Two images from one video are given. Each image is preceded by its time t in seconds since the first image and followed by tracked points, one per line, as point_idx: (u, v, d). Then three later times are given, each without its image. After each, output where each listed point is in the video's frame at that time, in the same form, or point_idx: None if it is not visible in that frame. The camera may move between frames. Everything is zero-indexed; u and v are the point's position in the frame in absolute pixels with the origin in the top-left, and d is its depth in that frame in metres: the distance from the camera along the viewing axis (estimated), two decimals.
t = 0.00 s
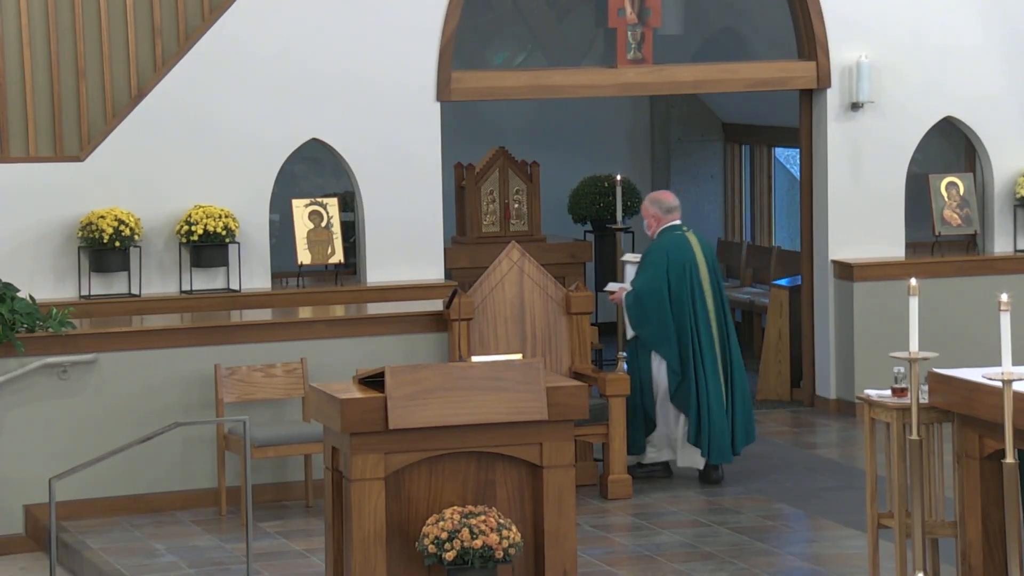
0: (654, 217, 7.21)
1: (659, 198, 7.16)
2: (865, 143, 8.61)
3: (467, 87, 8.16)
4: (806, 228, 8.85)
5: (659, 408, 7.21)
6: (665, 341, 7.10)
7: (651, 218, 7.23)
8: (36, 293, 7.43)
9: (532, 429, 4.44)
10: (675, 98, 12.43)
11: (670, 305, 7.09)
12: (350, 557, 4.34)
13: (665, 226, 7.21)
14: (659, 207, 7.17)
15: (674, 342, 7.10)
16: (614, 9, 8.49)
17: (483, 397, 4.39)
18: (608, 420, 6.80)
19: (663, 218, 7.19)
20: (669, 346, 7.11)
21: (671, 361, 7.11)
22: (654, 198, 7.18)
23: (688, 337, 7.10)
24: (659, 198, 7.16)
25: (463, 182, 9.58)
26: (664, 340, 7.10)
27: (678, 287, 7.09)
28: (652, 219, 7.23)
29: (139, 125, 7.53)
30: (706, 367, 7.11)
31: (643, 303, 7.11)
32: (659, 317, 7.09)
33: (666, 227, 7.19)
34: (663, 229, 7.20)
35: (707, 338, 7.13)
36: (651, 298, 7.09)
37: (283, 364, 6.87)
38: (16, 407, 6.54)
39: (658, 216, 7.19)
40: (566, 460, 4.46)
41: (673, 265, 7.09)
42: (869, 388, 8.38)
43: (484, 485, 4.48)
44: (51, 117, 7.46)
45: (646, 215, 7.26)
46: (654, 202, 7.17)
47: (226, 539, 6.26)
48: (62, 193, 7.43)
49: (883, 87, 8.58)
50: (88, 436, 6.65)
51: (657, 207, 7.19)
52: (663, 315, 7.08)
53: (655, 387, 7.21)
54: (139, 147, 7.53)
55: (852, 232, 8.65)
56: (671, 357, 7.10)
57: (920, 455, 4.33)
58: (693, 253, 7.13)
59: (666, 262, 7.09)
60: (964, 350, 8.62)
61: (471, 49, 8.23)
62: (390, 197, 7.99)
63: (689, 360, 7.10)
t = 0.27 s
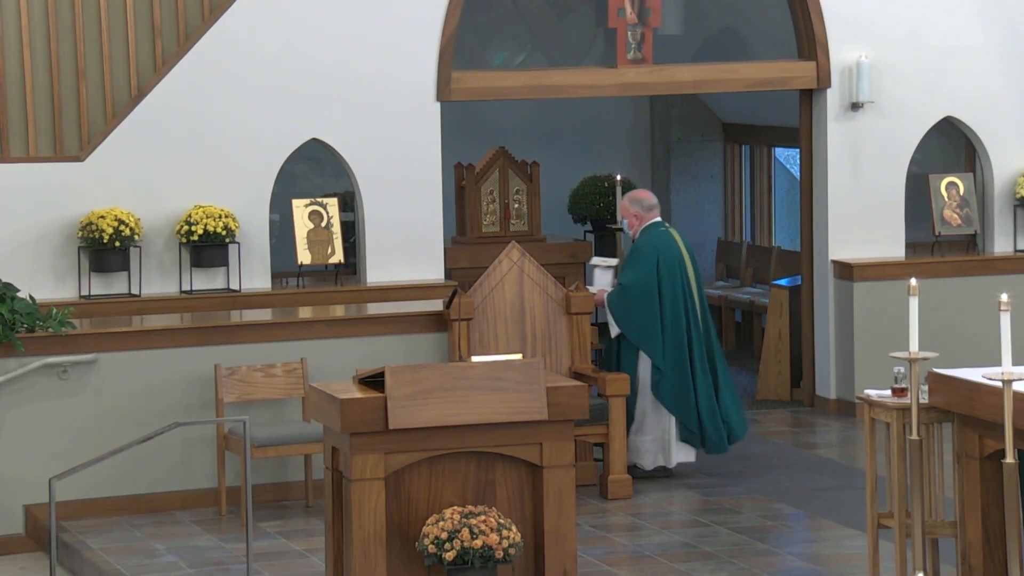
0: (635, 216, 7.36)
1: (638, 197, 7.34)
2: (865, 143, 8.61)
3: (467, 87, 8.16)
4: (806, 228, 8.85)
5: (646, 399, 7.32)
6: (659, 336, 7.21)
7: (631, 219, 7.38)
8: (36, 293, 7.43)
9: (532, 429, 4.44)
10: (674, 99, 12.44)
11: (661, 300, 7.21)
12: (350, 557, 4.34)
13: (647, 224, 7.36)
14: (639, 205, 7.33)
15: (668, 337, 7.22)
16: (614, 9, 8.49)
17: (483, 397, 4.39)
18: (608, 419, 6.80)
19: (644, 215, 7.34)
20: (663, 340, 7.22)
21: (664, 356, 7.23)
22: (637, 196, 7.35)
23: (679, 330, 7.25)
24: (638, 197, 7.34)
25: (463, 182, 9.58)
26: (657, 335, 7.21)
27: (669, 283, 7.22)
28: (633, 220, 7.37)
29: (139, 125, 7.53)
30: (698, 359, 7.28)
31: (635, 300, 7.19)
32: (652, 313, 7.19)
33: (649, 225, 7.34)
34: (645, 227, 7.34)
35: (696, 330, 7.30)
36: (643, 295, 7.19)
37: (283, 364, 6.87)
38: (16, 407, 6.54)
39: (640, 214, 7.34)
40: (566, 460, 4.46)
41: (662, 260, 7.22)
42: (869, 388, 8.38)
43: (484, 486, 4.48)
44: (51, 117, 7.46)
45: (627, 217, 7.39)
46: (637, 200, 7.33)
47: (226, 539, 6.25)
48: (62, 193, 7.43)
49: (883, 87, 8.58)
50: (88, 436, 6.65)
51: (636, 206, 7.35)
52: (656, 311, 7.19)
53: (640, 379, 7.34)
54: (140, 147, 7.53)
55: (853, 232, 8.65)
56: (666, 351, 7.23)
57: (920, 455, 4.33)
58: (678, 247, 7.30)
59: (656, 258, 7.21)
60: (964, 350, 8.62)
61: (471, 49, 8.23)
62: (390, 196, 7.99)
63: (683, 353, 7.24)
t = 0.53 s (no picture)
0: (621, 218, 7.39)
1: (622, 199, 7.37)
2: (865, 143, 8.61)
3: (467, 87, 8.16)
4: (806, 228, 8.85)
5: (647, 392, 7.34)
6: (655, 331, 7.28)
7: (617, 221, 7.41)
8: (36, 293, 7.43)
9: (533, 429, 4.44)
10: (674, 99, 12.45)
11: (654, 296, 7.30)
12: (349, 557, 4.34)
13: (633, 225, 7.41)
14: (624, 207, 7.37)
15: (664, 332, 7.29)
16: (614, 9, 8.48)
17: (483, 397, 4.39)
18: (607, 419, 6.80)
19: (630, 216, 7.39)
20: (659, 336, 7.29)
21: (661, 352, 7.31)
22: (622, 197, 7.38)
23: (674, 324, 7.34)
24: (622, 199, 7.38)
25: (463, 182, 9.58)
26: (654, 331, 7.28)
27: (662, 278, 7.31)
28: (618, 222, 7.40)
29: (139, 125, 7.53)
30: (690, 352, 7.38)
31: (629, 297, 7.26)
32: (647, 309, 7.27)
33: (635, 225, 7.39)
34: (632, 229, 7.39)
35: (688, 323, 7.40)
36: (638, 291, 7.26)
37: (283, 364, 6.87)
38: (16, 407, 6.54)
39: (626, 215, 7.38)
40: (567, 460, 4.46)
41: (654, 255, 7.31)
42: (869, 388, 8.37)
43: (484, 485, 4.48)
44: (51, 117, 7.46)
45: (612, 221, 7.41)
46: (626, 201, 7.37)
47: (226, 539, 6.25)
48: (62, 193, 7.43)
49: (883, 87, 8.58)
50: (88, 436, 6.65)
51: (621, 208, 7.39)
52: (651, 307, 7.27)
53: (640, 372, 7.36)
54: (140, 147, 7.54)
55: (853, 232, 8.65)
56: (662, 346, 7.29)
57: (920, 455, 4.33)
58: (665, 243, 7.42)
59: (647, 254, 7.30)
60: (964, 350, 8.62)
61: (471, 49, 8.23)
62: (390, 197, 7.99)
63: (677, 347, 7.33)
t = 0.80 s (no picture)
0: (610, 219, 7.40)
1: (608, 201, 7.38)
2: (865, 143, 8.61)
3: (467, 87, 8.16)
4: (806, 228, 8.86)
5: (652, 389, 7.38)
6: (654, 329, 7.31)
7: (605, 223, 7.41)
8: (36, 293, 7.43)
9: (532, 429, 4.44)
10: (674, 99, 12.45)
11: (649, 295, 7.30)
12: (349, 557, 4.34)
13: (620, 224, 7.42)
14: (612, 208, 7.38)
15: (663, 330, 7.31)
16: (614, 9, 8.48)
17: (483, 397, 4.39)
18: (607, 419, 6.81)
19: (618, 216, 7.40)
20: (658, 334, 7.32)
21: (657, 350, 7.32)
22: (609, 198, 7.39)
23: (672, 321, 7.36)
24: (608, 201, 7.38)
25: (463, 182, 9.58)
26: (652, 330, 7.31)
27: (656, 276, 7.32)
28: (606, 224, 7.41)
29: (138, 125, 7.53)
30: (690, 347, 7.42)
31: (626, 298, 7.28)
32: (640, 308, 7.28)
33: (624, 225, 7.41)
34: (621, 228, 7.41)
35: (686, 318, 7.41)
36: (633, 292, 7.28)
37: (283, 364, 6.87)
38: (16, 407, 6.54)
39: (614, 216, 7.39)
40: (567, 460, 4.46)
41: (647, 253, 7.31)
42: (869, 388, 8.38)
43: (484, 485, 4.48)
44: (51, 117, 7.46)
45: (601, 223, 7.41)
46: (613, 202, 7.37)
47: (226, 539, 6.25)
48: (62, 193, 7.43)
49: (882, 87, 8.58)
50: (88, 436, 6.65)
51: (608, 209, 7.39)
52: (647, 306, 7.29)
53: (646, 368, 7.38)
54: (140, 147, 7.54)
55: (853, 232, 8.65)
56: (662, 344, 7.32)
57: (920, 455, 4.33)
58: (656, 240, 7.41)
59: (640, 253, 7.31)
60: (964, 350, 8.62)
61: (471, 49, 8.23)
62: (390, 197, 7.99)
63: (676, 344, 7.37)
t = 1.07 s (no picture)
0: (603, 222, 7.38)
1: (601, 204, 7.38)
2: (865, 143, 8.61)
3: (468, 87, 8.16)
4: (806, 228, 8.85)
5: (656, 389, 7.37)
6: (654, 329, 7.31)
7: (598, 226, 7.39)
8: (36, 293, 7.43)
9: (532, 429, 4.44)
10: (675, 99, 12.46)
11: (646, 294, 7.31)
12: (349, 557, 4.34)
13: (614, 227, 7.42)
14: (605, 211, 7.37)
15: (663, 329, 7.32)
16: (614, 9, 8.48)
17: (483, 397, 4.39)
18: (607, 419, 6.80)
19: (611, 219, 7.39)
20: (659, 334, 7.32)
21: (657, 349, 7.32)
22: (600, 202, 7.39)
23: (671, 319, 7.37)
24: (601, 204, 7.38)
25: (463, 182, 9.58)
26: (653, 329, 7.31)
27: (654, 275, 7.33)
28: (600, 228, 7.39)
29: (138, 125, 7.53)
30: (691, 346, 7.42)
31: (624, 299, 7.29)
32: (639, 308, 7.29)
33: (617, 228, 7.41)
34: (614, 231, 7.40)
35: (685, 317, 7.43)
36: (632, 292, 7.29)
37: (283, 364, 6.87)
38: (16, 407, 6.54)
39: (607, 219, 7.38)
40: (566, 460, 4.46)
41: (643, 254, 7.34)
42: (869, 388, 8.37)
43: (484, 485, 4.48)
44: (51, 117, 7.46)
45: (594, 227, 7.40)
46: (605, 205, 7.37)
47: (226, 539, 6.25)
48: (62, 193, 7.43)
49: (882, 88, 8.58)
50: (88, 436, 6.65)
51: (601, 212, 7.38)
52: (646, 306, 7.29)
53: (651, 369, 7.36)
54: (140, 147, 7.53)
55: (853, 232, 8.65)
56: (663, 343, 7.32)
57: (920, 455, 4.33)
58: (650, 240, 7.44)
59: (636, 253, 7.33)
60: (964, 350, 8.61)
61: (471, 49, 8.23)
62: (390, 197, 7.99)
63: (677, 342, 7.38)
